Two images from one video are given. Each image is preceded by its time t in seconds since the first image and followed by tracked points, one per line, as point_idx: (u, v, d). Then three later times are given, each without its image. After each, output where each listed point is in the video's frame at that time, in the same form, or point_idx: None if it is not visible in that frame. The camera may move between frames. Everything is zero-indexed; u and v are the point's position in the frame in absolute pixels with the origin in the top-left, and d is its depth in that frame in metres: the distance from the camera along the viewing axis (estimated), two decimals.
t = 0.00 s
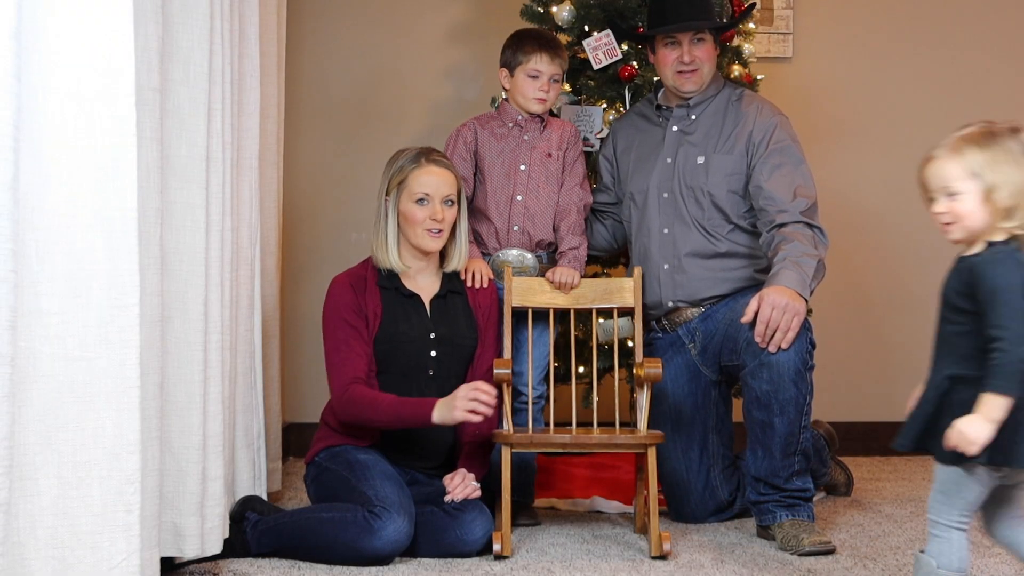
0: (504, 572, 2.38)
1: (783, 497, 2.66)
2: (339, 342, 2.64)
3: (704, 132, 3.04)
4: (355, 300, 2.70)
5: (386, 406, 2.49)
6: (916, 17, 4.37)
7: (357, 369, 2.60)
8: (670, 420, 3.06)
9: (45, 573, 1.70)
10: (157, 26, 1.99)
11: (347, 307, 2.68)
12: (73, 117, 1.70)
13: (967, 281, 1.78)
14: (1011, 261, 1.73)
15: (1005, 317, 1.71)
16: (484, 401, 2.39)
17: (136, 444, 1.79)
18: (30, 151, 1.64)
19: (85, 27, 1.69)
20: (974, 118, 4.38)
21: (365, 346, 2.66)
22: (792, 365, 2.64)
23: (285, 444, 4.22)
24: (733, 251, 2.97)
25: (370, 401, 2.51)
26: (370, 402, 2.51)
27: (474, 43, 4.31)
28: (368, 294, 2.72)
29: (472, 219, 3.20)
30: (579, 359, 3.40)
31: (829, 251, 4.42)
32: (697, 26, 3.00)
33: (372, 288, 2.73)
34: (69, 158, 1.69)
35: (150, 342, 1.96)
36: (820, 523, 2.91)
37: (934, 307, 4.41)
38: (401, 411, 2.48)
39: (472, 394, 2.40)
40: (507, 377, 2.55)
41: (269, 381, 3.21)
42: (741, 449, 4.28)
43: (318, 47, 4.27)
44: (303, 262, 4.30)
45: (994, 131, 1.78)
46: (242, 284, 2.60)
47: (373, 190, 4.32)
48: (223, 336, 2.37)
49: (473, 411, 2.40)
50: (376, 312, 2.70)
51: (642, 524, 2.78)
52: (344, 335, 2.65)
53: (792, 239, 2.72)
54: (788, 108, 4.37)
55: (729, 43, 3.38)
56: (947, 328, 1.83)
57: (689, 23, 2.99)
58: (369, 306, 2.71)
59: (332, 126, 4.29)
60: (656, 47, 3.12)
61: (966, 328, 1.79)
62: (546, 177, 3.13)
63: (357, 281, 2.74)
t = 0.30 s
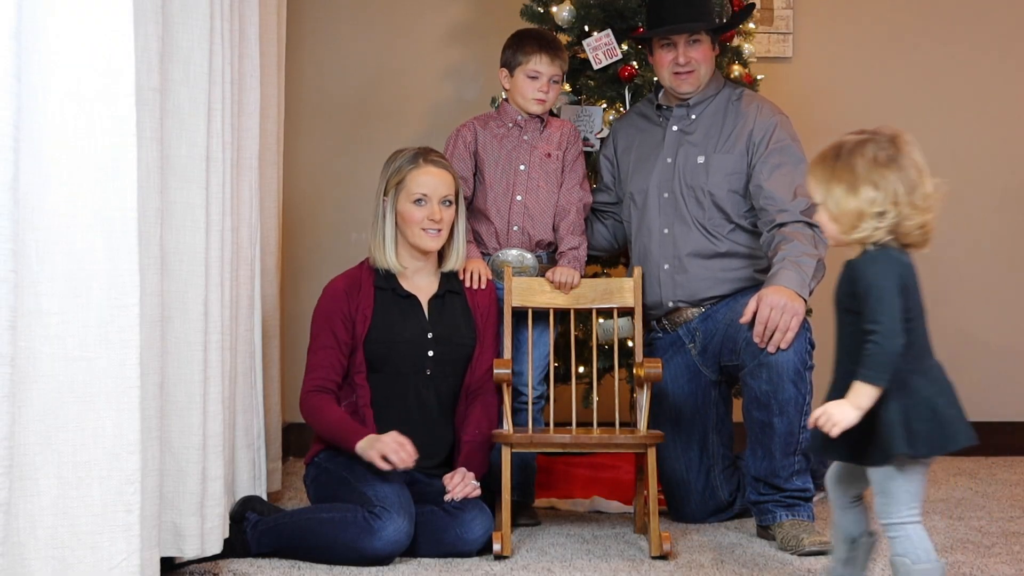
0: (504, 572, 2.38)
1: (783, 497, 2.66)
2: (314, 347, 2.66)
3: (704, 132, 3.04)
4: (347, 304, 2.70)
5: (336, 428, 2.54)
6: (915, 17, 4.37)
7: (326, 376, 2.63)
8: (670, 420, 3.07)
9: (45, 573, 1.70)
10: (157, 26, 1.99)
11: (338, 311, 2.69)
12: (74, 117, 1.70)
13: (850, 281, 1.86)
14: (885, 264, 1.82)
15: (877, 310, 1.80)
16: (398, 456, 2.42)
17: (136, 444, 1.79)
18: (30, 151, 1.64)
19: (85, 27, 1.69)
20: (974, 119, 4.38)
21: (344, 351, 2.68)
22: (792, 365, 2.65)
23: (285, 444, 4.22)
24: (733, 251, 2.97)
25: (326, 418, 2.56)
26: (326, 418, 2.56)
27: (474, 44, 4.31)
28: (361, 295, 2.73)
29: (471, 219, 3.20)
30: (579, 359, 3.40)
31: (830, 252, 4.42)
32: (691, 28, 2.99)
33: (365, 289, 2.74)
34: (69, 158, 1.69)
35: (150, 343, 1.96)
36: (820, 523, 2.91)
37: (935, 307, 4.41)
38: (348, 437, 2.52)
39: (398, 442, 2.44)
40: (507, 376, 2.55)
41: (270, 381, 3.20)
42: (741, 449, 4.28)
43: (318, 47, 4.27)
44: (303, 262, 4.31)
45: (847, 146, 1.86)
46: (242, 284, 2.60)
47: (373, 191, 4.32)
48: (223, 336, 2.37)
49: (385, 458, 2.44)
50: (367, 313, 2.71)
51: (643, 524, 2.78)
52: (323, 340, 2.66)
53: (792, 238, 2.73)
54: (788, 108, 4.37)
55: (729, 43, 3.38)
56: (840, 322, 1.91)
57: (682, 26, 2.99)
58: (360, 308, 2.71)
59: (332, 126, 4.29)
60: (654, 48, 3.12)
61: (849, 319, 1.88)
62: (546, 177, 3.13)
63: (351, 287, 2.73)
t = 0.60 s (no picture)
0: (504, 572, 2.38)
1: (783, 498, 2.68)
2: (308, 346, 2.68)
3: (704, 132, 3.04)
4: (342, 303, 2.72)
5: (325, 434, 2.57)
6: (915, 17, 4.37)
7: (318, 376, 2.64)
8: (670, 420, 3.08)
9: (45, 573, 1.70)
10: (157, 26, 1.99)
11: (332, 309, 2.70)
12: (74, 117, 1.70)
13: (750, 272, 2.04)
14: (775, 259, 2.00)
15: (774, 298, 1.97)
16: (390, 492, 2.47)
17: (136, 444, 1.79)
18: (30, 150, 1.64)
19: (85, 27, 1.69)
20: (973, 119, 4.38)
21: (338, 349, 2.69)
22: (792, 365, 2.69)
23: (285, 444, 4.22)
24: (733, 250, 2.96)
25: (315, 420, 2.59)
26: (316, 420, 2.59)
27: (474, 44, 4.31)
28: (356, 294, 2.74)
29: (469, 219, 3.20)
30: (579, 359, 3.40)
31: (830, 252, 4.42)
32: (683, 32, 2.96)
33: (360, 284, 2.75)
34: (69, 158, 1.69)
35: (150, 342, 1.96)
36: (820, 523, 2.91)
37: (934, 306, 4.41)
38: (335, 445, 2.56)
39: (391, 479, 2.48)
40: (507, 376, 2.55)
41: (270, 381, 3.20)
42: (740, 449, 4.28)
43: (318, 47, 4.27)
44: (303, 262, 4.31)
45: (745, 151, 2.06)
46: (242, 284, 2.60)
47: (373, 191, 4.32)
48: (224, 336, 2.37)
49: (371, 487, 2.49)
50: (362, 310, 2.72)
51: (643, 524, 2.78)
52: (318, 337, 2.67)
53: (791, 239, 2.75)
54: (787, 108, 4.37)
55: (729, 42, 3.38)
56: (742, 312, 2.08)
57: (674, 31, 2.97)
58: (355, 307, 2.72)
59: (331, 126, 4.29)
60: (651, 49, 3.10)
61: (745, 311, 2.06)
62: (545, 177, 3.13)
63: (346, 283, 2.74)
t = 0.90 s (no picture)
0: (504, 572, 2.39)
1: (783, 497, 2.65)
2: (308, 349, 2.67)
3: (703, 132, 3.04)
4: (339, 303, 2.71)
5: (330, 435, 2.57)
6: (915, 18, 4.37)
7: (319, 377, 2.64)
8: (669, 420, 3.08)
9: (45, 573, 1.70)
10: (157, 26, 1.99)
11: (330, 310, 2.69)
12: (73, 117, 1.70)
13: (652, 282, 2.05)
14: (683, 269, 2.01)
15: (673, 315, 1.99)
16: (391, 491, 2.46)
17: (136, 444, 1.79)
18: (30, 150, 1.64)
19: (85, 27, 1.69)
20: (973, 119, 4.38)
21: (338, 349, 2.68)
22: (792, 364, 2.65)
23: (285, 444, 4.22)
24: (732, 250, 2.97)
25: (320, 423, 2.58)
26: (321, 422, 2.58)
27: (474, 44, 4.31)
28: (353, 293, 2.73)
29: (468, 219, 3.21)
30: (579, 359, 3.40)
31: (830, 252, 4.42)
32: (676, 37, 2.95)
33: (357, 284, 2.75)
34: (69, 158, 1.69)
35: (150, 342, 1.96)
36: (820, 523, 2.91)
37: (934, 306, 4.41)
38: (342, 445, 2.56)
39: (390, 480, 2.48)
40: (507, 376, 2.54)
41: (270, 381, 3.20)
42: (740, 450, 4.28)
43: (318, 47, 4.27)
44: (303, 263, 4.31)
45: (646, 161, 2.06)
46: (242, 284, 2.60)
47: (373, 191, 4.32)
48: (224, 336, 2.37)
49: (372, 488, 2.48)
50: (359, 309, 2.71)
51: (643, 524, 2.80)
52: (317, 339, 2.67)
53: (791, 238, 2.74)
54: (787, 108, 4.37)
55: (729, 42, 3.38)
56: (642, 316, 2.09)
57: (666, 35, 2.95)
58: (353, 306, 2.72)
59: (331, 126, 4.29)
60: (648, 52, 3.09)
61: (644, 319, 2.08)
62: (545, 177, 3.14)
63: (342, 284, 2.74)
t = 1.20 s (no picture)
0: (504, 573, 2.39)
1: (783, 497, 2.66)
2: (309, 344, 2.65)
3: (703, 132, 3.04)
4: (338, 300, 2.70)
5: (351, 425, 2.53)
6: (915, 18, 4.37)
7: (327, 370, 2.61)
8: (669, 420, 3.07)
9: (45, 573, 1.71)
10: (157, 26, 1.99)
11: (330, 308, 2.68)
12: (73, 117, 1.70)
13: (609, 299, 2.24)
14: (636, 288, 2.19)
15: (637, 336, 2.17)
16: (451, 421, 2.39)
17: (136, 444, 1.79)
18: (30, 150, 1.64)
19: (85, 27, 1.69)
20: (973, 119, 4.38)
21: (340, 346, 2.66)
22: (791, 364, 2.64)
23: (285, 444, 4.22)
24: (732, 250, 2.97)
25: (337, 412, 2.53)
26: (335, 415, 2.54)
27: (475, 44, 4.31)
28: (352, 291, 2.73)
29: (468, 219, 3.22)
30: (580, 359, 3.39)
31: (830, 251, 4.42)
32: (673, 37, 2.96)
33: (356, 284, 2.74)
34: (69, 158, 1.69)
35: (150, 342, 1.96)
36: (820, 523, 2.91)
37: (934, 306, 4.41)
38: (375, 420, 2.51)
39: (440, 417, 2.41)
40: (507, 376, 2.54)
41: (270, 381, 3.20)
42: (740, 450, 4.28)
43: (318, 47, 4.27)
44: (303, 263, 4.31)
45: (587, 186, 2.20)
46: (242, 283, 2.60)
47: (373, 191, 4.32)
48: (224, 336, 2.37)
49: (440, 429, 2.41)
50: (359, 306, 2.71)
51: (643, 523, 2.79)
52: (317, 337, 2.65)
53: (791, 238, 2.73)
54: (788, 108, 4.37)
55: (729, 42, 3.38)
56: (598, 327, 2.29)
57: (663, 36, 2.97)
58: (353, 303, 2.72)
59: (332, 126, 4.29)
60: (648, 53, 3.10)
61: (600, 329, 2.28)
62: (545, 177, 3.14)
63: (342, 282, 2.74)
